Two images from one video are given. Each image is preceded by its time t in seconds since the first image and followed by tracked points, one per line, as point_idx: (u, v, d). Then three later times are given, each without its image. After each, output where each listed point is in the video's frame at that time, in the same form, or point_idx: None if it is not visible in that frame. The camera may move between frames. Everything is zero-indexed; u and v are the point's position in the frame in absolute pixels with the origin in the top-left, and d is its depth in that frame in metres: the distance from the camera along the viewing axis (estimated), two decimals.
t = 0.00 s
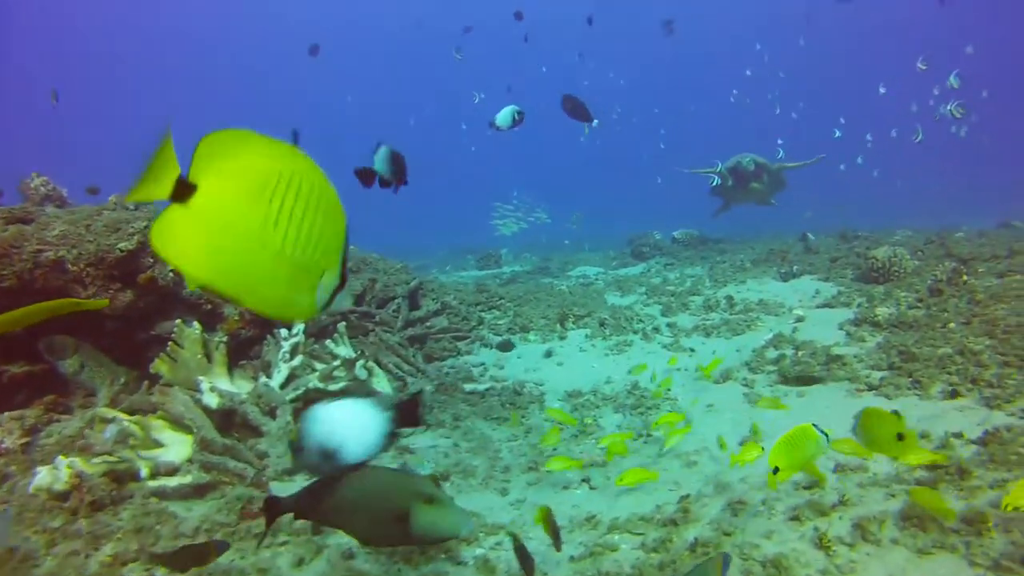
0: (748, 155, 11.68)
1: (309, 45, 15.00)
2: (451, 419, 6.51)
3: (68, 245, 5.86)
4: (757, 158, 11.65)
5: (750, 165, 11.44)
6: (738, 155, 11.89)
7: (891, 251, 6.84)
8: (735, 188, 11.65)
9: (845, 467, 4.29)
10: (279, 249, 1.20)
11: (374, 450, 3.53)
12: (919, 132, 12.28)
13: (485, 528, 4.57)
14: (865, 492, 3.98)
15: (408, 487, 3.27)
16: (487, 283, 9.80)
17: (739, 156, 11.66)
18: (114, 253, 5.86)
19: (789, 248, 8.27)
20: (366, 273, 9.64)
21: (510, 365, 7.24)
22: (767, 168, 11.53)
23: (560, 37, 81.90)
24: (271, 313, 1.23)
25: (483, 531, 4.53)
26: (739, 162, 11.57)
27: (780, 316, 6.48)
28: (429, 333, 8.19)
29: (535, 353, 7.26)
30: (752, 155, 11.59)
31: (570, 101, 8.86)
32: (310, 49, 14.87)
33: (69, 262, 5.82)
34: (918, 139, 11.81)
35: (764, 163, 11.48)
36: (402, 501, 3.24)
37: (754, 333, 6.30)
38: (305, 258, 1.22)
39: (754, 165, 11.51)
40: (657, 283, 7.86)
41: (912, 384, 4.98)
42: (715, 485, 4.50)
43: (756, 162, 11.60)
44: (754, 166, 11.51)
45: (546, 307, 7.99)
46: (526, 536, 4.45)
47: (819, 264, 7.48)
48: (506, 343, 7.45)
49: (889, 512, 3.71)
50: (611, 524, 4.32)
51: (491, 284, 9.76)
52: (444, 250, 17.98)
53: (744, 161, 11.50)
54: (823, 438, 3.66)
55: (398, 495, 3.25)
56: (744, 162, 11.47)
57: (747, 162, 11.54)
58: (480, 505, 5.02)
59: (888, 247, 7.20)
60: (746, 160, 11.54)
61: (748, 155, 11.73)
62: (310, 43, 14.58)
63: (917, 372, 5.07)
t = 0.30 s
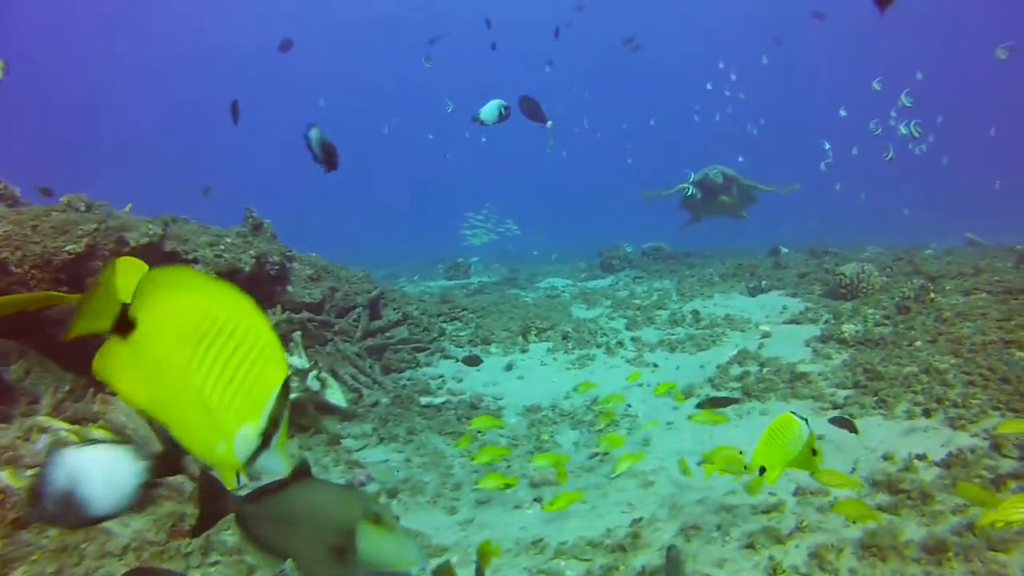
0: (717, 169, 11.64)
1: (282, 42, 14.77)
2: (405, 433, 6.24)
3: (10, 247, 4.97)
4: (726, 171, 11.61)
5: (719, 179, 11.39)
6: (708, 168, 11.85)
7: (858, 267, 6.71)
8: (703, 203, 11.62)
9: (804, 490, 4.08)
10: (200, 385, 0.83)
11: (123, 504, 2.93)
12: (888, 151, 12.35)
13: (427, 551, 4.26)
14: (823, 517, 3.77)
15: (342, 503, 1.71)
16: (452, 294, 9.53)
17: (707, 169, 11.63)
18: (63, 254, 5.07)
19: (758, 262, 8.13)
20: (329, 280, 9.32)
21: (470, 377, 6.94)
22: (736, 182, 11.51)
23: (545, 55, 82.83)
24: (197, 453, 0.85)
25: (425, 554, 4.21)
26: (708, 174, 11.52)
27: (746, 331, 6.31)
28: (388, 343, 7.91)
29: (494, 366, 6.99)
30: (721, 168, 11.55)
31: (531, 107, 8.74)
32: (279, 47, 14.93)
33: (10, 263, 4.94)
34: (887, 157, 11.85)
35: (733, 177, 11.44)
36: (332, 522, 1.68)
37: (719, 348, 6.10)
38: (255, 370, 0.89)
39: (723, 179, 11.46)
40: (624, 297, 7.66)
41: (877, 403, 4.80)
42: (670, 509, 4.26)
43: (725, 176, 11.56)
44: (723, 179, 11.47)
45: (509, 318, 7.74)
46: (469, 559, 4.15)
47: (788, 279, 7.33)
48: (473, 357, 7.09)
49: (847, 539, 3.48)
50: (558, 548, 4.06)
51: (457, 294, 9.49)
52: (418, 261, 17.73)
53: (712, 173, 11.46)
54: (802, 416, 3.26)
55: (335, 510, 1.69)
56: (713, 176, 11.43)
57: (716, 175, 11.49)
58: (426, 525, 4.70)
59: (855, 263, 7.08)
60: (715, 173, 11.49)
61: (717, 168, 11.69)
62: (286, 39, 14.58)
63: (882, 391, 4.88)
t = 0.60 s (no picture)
0: (687, 163, 11.49)
1: (255, 22, 14.34)
2: (357, 431, 5.93)
3: None
4: (697, 166, 11.46)
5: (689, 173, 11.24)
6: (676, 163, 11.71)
7: (826, 269, 6.56)
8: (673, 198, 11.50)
9: (761, 499, 3.88)
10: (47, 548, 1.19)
11: None
12: (860, 155, 12.31)
13: (366, 557, 3.94)
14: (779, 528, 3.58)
15: (287, 514, 1.86)
16: (415, 289, 9.19)
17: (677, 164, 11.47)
18: None
19: (728, 263, 7.97)
20: (291, 270, 8.92)
21: (426, 374, 6.60)
22: (706, 178, 11.37)
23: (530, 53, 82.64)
24: None
25: (363, 562, 3.90)
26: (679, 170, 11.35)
27: (711, 332, 6.12)
28: (345, 339, 7.57)
29: (452, 364, 6.68)
30: (690, 162, 11.40)
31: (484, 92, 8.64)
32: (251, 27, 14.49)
33: None
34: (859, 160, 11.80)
35: (703, 172, 11.30)
36: (272, 534, 1.82)
37: (683, 349, 5.90)
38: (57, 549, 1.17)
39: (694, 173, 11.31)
40: (590, 295, 7.43)
41: (840, 409, 4.62)
42: (621, 517, 4.03)
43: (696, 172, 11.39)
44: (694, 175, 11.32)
45: (470, 314, 7.43)
46: (410, 567, 3.86)
47: (756, 280, 7.17)
48: (436, 356, 6.71)
49: (803, 555, 3.28)
50: (503, 557, 3.82)
51: (421, 289, 9.16)
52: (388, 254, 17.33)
53: (682, 169, 11.30)
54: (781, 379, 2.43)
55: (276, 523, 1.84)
56: (684, 172, 11.27)
57: (686, 171, 11.33)
58: (369, 529, 4.41)
59: (824, 265, 6.93)
60: (686, 169, 11.32)
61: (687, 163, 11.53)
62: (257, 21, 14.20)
63: (845, 397, 4.70)
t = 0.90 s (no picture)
0: (648, 164, 11.42)
1: (218, 15, 13.90)
2: (302, 445, 5.53)
3: None
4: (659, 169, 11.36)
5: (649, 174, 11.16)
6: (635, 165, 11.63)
7: (788, 280, 6.45)
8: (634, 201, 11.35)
9: (714, 522, 3.67)
10: None
11: None
12: (822, 167, 12.42)
13: None
14: (731, 554, 3.38)
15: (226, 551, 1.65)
16: (371, 295, 8.71)
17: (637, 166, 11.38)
18: None
19: (690, 271, 7.85)
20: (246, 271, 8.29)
21: (376, 385, 6.21)
22: (667, 181, 11.30)
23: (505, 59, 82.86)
24: None
25: None
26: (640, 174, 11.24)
27: (670, 344, 5.94)
28: (297, 345, 7.07)
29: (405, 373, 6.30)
30: (652, 165, 11.31)
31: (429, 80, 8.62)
32: (214, 19, 14.08)
33: None
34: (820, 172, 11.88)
35: (665, 175, 11.23)
36: (196, 569, 1.63)
37: (641, 360, 5.71)
38: None
39: (656, 176, 11.27)
40: (549, 302, 7.22)
41: (798, 426, 4.47)
42: (568, 541, 3.77)
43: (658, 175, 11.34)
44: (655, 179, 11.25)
45: (426, 321, 7.04)
46: None
47: (717, 290, 7.04)
48: (393, 368, 6.29)
49: None
50: None
51: (380, 295, 8.73)
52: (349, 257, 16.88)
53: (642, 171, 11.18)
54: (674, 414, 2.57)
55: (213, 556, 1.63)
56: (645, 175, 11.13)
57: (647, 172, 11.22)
58: (304, 550, 4.05)
59: (786, 276, 6.83)
60: (647, 170, 11.21)
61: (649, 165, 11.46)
62: (220, 13, 13.84)
63: (804, 413, 4.55)
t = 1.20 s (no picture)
0: (613, 165, 11.18)
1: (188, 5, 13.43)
2: (249, 460, 4.85)
3: None
4: (624, 172, 11.14)
5: (614, 174, 10.92)
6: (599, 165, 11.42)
7: (753, 294, 6.34)
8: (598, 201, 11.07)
9: (669, 553, 3.50)
10: None
11: None
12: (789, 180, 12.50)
13: None
14: None
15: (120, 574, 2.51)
16: (331, 304, 7.82)
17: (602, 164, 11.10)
18: None
19: (656, 283, 7.73)
20: (203, 275, 7.40)
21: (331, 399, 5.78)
22: (631, 184, 11.04)
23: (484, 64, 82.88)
24: None
25: None
26: (604, 174, 11.02)
27: (632, 358, 5.79)
28: (251, 355, 6.31)
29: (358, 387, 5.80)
30: (617, 165, 11.07)
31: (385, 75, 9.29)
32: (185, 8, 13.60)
33: None
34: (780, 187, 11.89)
35: (630, 178, 11.03)
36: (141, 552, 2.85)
37: (602, 376, 5.55)
38: None
39: (620, 178, 11.03)
40: (513, 313, 7.01)
41: (759, 448, 4.34)
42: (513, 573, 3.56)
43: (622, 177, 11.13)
44: (619, 181, 11.03)
45: (384, 331, 6.66)
46: None
47: (684, 303, 6.91)
48: (352, 387, 5.76)
49: None
50: None
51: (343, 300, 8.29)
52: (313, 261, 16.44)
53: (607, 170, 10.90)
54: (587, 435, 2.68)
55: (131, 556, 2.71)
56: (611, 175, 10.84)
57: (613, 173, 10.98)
58: None
59: (753, 290, 6.74)
60: (612, 171, 10.96)
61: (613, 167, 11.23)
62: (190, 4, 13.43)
63: (765, 434, 4.42)
